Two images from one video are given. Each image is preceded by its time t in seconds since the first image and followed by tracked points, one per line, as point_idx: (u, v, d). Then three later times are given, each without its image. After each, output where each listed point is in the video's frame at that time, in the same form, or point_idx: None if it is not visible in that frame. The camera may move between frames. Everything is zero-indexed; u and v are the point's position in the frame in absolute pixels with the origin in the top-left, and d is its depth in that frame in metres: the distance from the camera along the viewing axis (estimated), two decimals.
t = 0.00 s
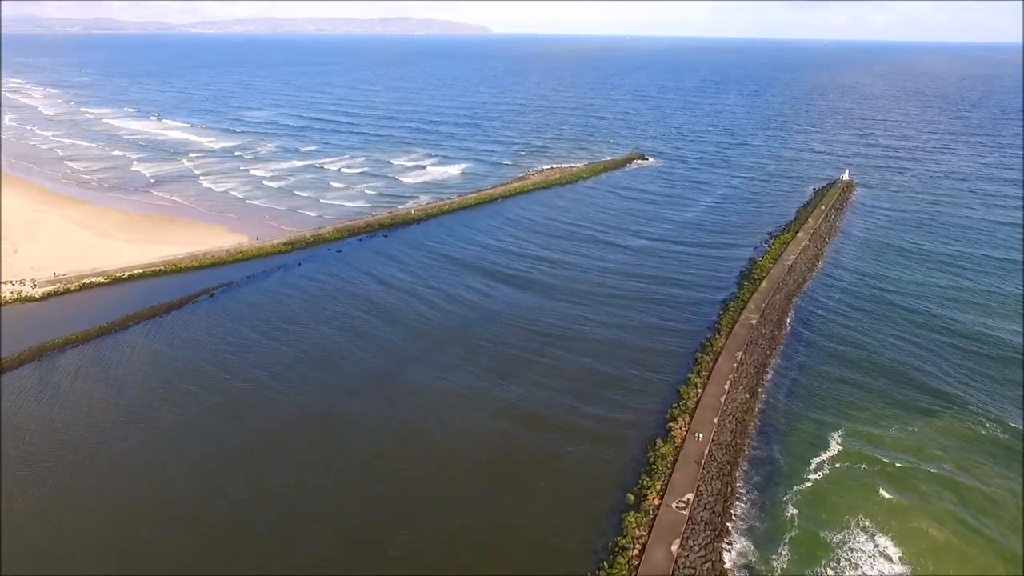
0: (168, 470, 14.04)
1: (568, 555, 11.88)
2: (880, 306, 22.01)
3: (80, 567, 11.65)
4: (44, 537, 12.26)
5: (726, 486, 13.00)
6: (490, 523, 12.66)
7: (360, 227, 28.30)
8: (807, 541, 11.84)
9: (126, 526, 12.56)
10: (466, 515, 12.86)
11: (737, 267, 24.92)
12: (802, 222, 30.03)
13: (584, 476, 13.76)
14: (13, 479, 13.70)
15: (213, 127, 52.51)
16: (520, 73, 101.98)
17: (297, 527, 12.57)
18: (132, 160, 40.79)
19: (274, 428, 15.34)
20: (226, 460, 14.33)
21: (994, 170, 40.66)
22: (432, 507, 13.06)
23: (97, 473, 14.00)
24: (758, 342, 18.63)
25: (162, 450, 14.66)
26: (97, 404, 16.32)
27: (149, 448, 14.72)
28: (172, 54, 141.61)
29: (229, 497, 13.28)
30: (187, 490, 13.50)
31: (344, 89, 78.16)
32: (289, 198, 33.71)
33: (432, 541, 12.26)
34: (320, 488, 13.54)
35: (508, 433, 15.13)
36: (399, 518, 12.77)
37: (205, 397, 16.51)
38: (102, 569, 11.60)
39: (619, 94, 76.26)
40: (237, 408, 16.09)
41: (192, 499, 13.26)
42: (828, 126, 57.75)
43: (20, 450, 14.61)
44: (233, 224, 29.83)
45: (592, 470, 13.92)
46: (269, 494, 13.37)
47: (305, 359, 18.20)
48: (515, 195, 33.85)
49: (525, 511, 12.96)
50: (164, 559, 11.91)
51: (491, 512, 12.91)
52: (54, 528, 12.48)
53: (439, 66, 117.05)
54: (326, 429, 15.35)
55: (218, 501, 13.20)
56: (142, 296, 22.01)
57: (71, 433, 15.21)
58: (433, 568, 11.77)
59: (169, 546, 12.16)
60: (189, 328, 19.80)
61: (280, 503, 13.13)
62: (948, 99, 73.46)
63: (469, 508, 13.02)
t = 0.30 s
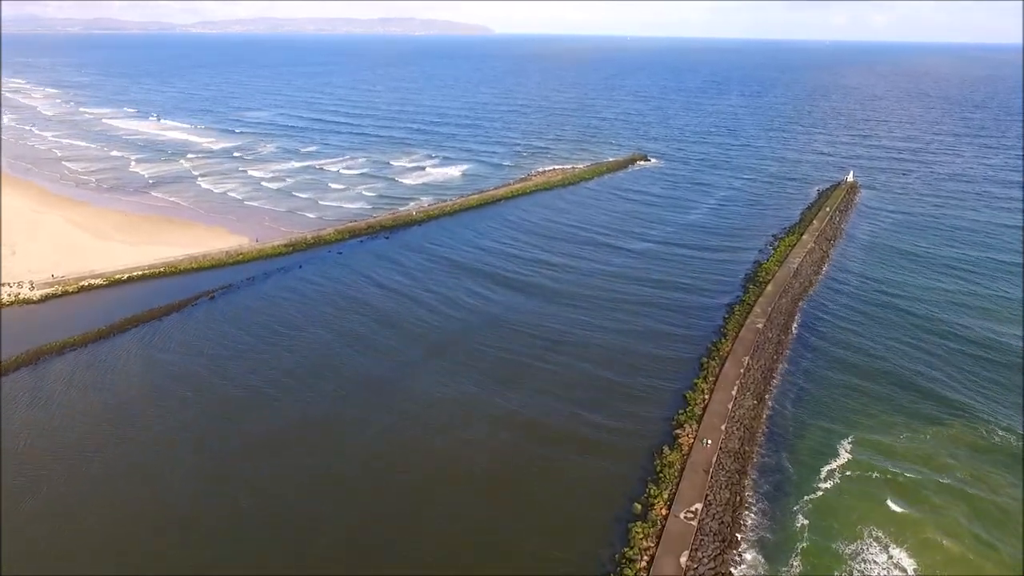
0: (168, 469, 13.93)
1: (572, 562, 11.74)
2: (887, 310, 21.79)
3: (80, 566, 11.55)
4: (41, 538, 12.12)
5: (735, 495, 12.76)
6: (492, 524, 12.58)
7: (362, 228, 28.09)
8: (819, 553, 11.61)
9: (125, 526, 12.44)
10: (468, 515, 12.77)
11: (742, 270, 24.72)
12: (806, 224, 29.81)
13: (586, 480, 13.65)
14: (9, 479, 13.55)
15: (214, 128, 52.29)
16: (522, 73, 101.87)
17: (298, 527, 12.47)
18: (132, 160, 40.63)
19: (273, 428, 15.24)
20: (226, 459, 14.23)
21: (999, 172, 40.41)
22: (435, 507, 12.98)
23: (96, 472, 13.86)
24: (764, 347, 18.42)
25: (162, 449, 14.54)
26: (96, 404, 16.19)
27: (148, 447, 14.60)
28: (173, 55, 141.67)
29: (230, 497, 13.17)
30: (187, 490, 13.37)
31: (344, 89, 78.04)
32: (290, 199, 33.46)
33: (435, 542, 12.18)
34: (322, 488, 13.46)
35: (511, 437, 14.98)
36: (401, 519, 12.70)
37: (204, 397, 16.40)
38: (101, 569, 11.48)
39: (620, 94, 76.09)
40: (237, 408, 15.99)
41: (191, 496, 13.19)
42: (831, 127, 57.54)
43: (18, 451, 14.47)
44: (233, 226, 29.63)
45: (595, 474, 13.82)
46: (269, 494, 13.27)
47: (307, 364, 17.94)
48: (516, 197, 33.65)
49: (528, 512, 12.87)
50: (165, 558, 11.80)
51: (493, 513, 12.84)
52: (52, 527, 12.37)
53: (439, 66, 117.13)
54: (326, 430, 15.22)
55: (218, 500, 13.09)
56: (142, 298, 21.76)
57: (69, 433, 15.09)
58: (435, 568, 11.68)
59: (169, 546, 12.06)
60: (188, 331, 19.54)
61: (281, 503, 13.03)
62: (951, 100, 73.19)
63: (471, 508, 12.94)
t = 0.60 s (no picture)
0: (163, 476, 13.76)
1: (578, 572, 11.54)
2: (898, 315, 21.51)
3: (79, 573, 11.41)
4: (35, 547, 11.95)
5: (747, 505, 12.54)
6: (491, 533, 12.38)
7: (366, 230, 27.91)
8: (835, 566, 11.36)
9: (117, 534, 12.28)
10: (467, 525, 12.58)
11: (750, 274, 24.48)
12: (815, 227, 29.56)
13: (591, 489, 13.45)
14: (5, 485, 13.40)
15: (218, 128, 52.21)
16: (526, 74, 101.73)
17: (294, 535, 12.30)
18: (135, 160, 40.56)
19: (271, 435, 15.08)
20: (224, 465, 14.06)
21: (1009, 175, 39.99)
22: (433, 516, 12.79)
23: (90, 478, 13.70)
24: (774, 352, 18.20)
25: (157, 455, 14.38)
26: (92, 408, 16.04)
27: (144, 453, 14.45)
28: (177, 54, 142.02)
29: (226, 504, 13.01)
30: (182, 497, 13.20)
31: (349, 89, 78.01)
32: (293, 200, 33.29)
33: (435, 552, 11.99)
34: (319, 496, 13.28)
35: (513, 444, 14.78)
36: (399, 528, 12.51)
37: (204, 402, 16.25)
38: None
39: (625, 95, 75.86)
40: (235, 413, 15.83)
41: (186, 503, 13.03)
42: (837, 128, 57.19)
43: (12, 457, 14.32)
44: (237, 227, 29.49)
45: (601, 482, 13.62)
46: (265, 502, 13.09)
47: (311, 368, 17.76)
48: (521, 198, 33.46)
49: (532, 520, 12.69)
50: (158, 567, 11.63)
51: (492, 522, 12.63)
52: (44, 536, 12.20)
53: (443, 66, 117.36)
54: (325, 436, 15.04)
55: (214, 508, 12.92)
56: (144, 301, 21.62)
57: (64, 438, 14.93)
58: None
59: (162, 554, 11.89)
60: (190, 335, 19.36)
61: (277, 511, 12.86)
62: (958, 101, 72.65)
63: (470, 518, 12.74)
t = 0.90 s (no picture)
0: (169, 479, 13.70)
1: None
2: (922, 323, 20.99)
3: None
4: (40, 551, 11.86)
5: (769, 519, 12.21)
6: (498, 544, 12.17)
7: (380, 231, 27.85)
8: None
9: (123, 538, 12.19)
10: (474, 534, 12.38)
11: (768, 278, 24.07)
12: (835, 231, 29.01)
13: (603, 499, 13.18)
14: (13, 488, 13.38)
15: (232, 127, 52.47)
16: (539, 74, 101.37)
17: (298, 541, 12.16)
18: (151, 160, 40.81)
19: (279, 439, 14.97)
20: (232, 469, 13.95)
21: None
22: (439, 523, 12.60)
23: (96, 480, 13.67)
24: (794, 360, 17.82)
25: (164, 457, 14.33)
26: (102, 408, 16.05)
27: (151, 455, 14.40)
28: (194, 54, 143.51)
29: (230, 508, 12.92)
30: (187, 500, 13.13)
31: (362, 89, 78.20)
32: (306, 201, 33.24)
33: (445, 562, 11.79)
34: (325, 502, 13.14)
35: (524, 451, 14.57)
36: (405, 536, 12.34)
37: (213, 404, 16.18)
38: None
39: (639, 96, 75.35)
40: (243, 416, 15.75)
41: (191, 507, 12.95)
42: (855, 130, 56.33)
43: (20, 458, 14.33)
44: (251, 227, 29.52)
45: (616, 493, 13.34)
46: (270, 506, 12.98)
47: (323, 373, 17.61)
48: (534, 200, 33.21)
49: (543, 530, 12.45)
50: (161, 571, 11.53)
51: (499, 532, 12.43)
52: (49, 537, 12.16)
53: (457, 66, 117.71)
54: (333, 441, 14.91)
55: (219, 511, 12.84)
56: (157, 301, 21.63)
57: (72, 439, 14.94)
58: None
59: (165, 558, 11.80)
60: (203, 337, 19.31)
61: (281, 516, 12.74)
62: (980, 103, 71.27)
63: (477, 526, 12.53)
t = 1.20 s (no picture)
0: (187, 477, 13.83)
1: None
2: (964, 336, 20.17)
3: None
4: (62, 548, 12.04)
5: (803, 538, 11.77)
6: (513, 557, 12.02)
7: (405, 231, 27.85)
8: None
9: (142, 538, 12.31)
10: (488, 546, 12.22)
11: (801, 286, 23.40)
12: (871, 237, 28.10)
13: (627, 514, 12.88)
14: (38, 483, 13.62)
15: (262, 126, 53.12)
16: (566, 75, 100.84)
17: (310, 542, 12.20)
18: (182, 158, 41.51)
19: (296, 439, 15.03)
20: (251, 471, 14.00)
21: None
22: (452, 531, 12.50)
23: (116, 476, 13.86)
24: (829, 371, 17.24)
25: (185, 457, 14.44)
26: (125, 405, 16.27)
27: (172, 453, 14.56)
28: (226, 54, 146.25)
29: (246, 509, 12.99)
30: (204, 500, 13.21)
31: (389, 89, 78.66)
32: (332, 200, 33.44)
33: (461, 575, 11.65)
34: (340, 504, 13.14)
35: (542, 460, 14.36)
36: (418, 543, 12.25)
37: (236, 404, 16.27)
38: None
39: (667, 97, 74.43)
40: (263, 416, 15.81)
41: (208, 506, 13.05)
42: (892, 133, 54.73)
43: (45, 452, 14.60)
44: (278, 226, 29.78)
45: (641, 507, 13.03)
46: (285, 508, 13.02)
47: (347, 374, 17.60)
48: (560, 202, 32.91)
49: (563, 545, 12.22)
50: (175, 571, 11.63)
51: (513, 544, 12.25)
52: (69, 532, 12.37)
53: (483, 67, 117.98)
54: (350, 443, 14.88)
55: (235, 512, 12.92)
56: (184, 298, 21.88)
57: (97, 435, 15.16)
58: None
59: (181, 557, 11.90)
60: (229, 335, 19.45)
61: (296, 519, 12.77)
62: None
63: (492, 537, 12.40)
